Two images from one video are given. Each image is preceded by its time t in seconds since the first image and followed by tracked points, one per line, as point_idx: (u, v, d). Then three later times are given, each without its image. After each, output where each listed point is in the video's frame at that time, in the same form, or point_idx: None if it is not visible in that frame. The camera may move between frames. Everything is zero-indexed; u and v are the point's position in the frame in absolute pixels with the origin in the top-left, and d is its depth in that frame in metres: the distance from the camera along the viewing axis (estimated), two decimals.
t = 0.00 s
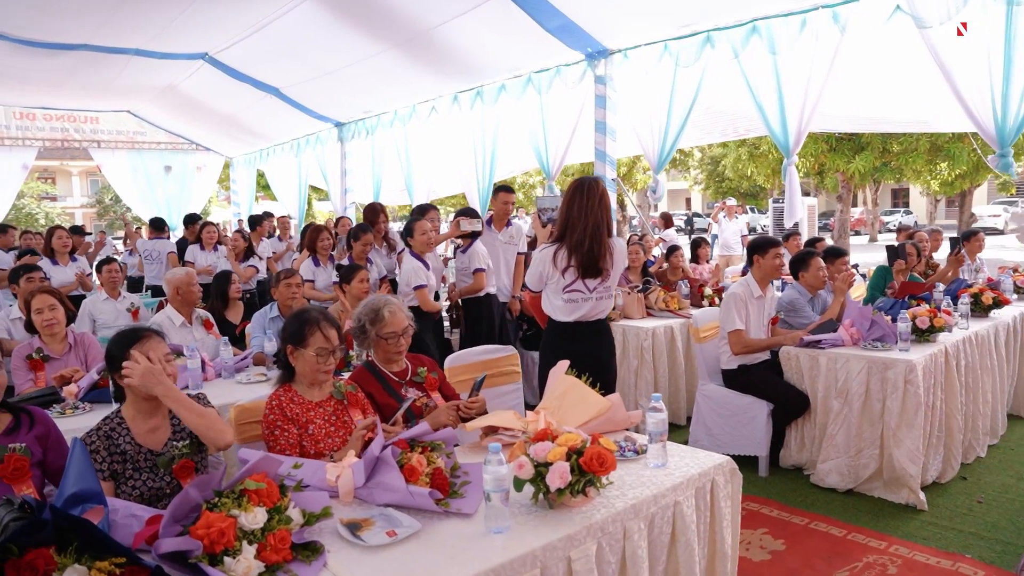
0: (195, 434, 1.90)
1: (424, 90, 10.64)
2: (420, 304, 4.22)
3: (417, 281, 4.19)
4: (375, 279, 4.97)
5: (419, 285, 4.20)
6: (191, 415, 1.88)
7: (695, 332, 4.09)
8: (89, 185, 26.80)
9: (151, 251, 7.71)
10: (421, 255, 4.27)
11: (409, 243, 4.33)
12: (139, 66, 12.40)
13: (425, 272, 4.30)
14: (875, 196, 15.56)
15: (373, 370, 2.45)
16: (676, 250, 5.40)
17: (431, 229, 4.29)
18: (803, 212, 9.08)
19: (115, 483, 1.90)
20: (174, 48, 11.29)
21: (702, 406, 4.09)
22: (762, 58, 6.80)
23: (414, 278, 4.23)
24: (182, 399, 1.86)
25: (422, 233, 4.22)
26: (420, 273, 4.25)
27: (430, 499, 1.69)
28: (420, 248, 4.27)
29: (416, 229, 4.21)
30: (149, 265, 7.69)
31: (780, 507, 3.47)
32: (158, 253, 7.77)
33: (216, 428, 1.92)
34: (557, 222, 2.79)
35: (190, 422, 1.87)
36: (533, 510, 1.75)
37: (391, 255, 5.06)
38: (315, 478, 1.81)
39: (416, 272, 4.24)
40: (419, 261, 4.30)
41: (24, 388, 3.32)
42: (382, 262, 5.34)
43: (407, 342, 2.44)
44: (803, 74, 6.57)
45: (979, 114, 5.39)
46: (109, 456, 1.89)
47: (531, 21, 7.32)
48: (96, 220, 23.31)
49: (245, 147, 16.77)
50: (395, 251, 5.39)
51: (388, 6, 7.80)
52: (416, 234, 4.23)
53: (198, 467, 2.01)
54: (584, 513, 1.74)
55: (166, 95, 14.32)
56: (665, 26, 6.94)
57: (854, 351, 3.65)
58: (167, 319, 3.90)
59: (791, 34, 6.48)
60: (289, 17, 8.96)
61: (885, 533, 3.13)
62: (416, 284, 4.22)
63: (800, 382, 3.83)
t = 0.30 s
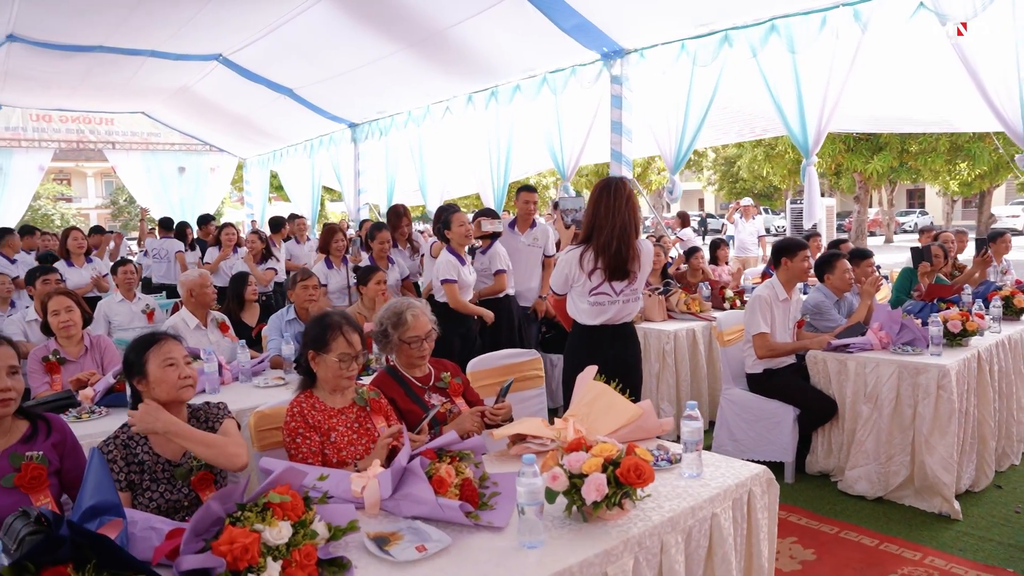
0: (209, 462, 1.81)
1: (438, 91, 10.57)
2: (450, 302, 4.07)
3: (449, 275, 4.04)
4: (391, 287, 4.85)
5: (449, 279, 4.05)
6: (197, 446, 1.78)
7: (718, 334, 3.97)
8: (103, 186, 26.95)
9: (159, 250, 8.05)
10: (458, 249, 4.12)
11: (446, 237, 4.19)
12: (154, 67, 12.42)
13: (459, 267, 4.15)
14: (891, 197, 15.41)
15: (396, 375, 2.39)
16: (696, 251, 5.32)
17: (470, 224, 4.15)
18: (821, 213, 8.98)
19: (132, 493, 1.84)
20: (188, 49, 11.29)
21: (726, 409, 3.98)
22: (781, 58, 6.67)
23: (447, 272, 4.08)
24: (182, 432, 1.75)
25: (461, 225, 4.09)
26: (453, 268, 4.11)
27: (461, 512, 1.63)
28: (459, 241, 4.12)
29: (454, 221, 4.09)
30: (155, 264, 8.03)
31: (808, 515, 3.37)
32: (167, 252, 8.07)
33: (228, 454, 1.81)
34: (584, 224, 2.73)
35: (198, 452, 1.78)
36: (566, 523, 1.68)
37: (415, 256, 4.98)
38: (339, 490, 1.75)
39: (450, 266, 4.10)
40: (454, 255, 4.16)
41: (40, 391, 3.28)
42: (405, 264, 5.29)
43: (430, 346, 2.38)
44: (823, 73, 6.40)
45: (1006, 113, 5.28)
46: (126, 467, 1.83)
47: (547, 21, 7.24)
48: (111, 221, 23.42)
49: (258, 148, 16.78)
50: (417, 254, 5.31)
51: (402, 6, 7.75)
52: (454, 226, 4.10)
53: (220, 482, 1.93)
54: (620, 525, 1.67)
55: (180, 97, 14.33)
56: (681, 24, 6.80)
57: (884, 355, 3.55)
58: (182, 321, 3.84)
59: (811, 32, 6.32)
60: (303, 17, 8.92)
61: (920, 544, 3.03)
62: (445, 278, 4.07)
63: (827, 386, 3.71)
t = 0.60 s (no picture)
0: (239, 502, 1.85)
1: (455, 91, 10.50)
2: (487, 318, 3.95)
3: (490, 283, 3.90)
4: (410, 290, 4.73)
5: (489, 292, 3.93)
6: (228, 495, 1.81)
7: (744, 337, 3.83)
8: (121, 187, 27.13)
9: (173, 250, 8.10)
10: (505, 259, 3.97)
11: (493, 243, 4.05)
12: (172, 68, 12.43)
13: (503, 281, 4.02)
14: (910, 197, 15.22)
15: (419, 381, 2.34)
16: (719, 252, 5.22)
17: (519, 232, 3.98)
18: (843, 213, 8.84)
19: (149, 505, 1.81)
20: (206, 50, 11.30)
21: (751, 412, 3.86)
22: (802, 55, 6.46)
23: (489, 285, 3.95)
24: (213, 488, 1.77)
25: (510, 235, 3.92)
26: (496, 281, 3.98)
27: (490, 526, 1.57)
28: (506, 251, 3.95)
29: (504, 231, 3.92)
30: (169, 264, 8.10)
31: (838, 523, 3.27)
32: (180, 252, 8.11)
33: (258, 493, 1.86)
34: (610, 226, 2.66)
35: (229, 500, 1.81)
36: (599, 537, 1.61)
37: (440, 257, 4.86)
38: (363, 502, 1.69)
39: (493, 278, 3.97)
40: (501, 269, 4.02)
41: (58, 395, 3.24)
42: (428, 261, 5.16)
43: (453, 351, 2.33)
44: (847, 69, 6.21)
45: None
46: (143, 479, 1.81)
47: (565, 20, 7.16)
48: (128, 222, 23.55)
49: (275, 149, 16.80)
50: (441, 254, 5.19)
51: (419, 5, 7.69)
52: (503, 234, 3.94)
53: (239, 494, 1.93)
54: (655, 540, 1.60)
55: (197, 98, 14.36)
56: (702, 22, 6.59)
57: (916, 359, 3.44)
58: (198, 324, 3.81)
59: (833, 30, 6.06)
60: (320, 17, 8.88)
61: (955, 556, 2.92)
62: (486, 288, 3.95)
63: (857, 392, 3.60)
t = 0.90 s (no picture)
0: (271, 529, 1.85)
1: (472, 89, 10.42)
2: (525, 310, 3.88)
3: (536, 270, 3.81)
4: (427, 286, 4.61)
5: (535, 281, 3.89)
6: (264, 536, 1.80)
7: (769, 340, 3.71)
8: (139, 187, 27.30)
9: (190, 249, 8.10)
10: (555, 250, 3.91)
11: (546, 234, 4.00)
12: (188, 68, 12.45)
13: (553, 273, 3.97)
14: (931, 196, 14.99)
15: (436, 384, 2.27)
16: (740, 252, 5.12)
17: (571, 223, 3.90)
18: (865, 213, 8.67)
19: (158, 516, 1.78)
20: (222, 50, 11.30)
21: (774, 416, 3.76)
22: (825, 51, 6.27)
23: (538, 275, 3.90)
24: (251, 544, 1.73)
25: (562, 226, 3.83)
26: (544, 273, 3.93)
27: (514, 540, 1.50)
28: (557, 242, 3.88)
29: (557, 221, 3.84)
30: (187, 264, 8.09)
31: (867, 532, 3.17)
32: (196, 252, 8.08)
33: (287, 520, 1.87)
34: (634, 226, 2.59)
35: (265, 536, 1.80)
36: (628, 552, 1.52)
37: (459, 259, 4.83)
38: (379, 512, 1.62)
39: (541, 269, 3.93)
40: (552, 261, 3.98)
41: (71, 396, 3.18)
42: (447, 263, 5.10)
43: (473, 354, 2.27)
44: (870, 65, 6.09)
45: None
46: (152, 489, 1.77)
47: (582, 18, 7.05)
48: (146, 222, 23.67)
49: (291, 149, 16.80)
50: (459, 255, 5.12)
51: (436, 2, 7.62)
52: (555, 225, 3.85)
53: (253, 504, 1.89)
54: (687, 555, 1.52)
55: (214, 98, 14.39)
56: (720, 18, 6.38)
57: (948, 362, 3.34)
58: (212, 325, 3.76)
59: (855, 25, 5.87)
60: (336, 16, 8.84)
61: (992, 569, 2.81)
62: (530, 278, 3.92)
63: (887, 396, 3.50)
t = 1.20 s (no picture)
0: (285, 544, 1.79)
1: (488, 89, 10.35)
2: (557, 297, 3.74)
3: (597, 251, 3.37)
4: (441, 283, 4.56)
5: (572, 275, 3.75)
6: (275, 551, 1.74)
7: (791, 342, 3.62)
8: (158, 188, 27.48)
9: (207, 251, 8.10)
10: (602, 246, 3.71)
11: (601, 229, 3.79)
12: (206, 69, 12.48)
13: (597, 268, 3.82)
14: (953, 196, 14.77)
15: (451, 388, 2.21)
16: (761, 252, 5.02)
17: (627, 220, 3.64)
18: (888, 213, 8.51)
19: (163, 526, 1.73)
20: (239, 51, 11.32)
21: (798, 420, 3.63)
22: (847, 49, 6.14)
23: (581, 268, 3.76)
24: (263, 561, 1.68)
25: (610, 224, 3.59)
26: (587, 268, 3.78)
27: (530, 554, 1.43)
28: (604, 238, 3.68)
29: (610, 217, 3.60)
30: (205, 266, 8.08)
31: (894, 541, 3.07)
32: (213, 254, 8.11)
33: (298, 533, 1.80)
34: (655, 225, 2.51)
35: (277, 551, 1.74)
36: (651, 567, 1.45)
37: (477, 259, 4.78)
38: (391, 523, 1.56)
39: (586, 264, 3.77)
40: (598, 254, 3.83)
41: (82, 398, 3.13)
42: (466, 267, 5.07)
43: (488, 358, 2.20)
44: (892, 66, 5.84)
45: None
46: (156, 498, 1.72)
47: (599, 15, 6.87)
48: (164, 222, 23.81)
49: (307, 149, 16.81)
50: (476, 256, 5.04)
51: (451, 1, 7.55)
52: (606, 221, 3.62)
53: (261, 514, 1.83)
54: (713, 571, 1.44)
55: (231, 98, 14.42)
56: (738, 15, 6.27)
57: (980, 367, 3.22)
58: (226, 325, 3.71)
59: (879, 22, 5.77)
60: (353, 16, 8.81)
61: None
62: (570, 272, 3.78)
63: (915, 402, 3.39)
